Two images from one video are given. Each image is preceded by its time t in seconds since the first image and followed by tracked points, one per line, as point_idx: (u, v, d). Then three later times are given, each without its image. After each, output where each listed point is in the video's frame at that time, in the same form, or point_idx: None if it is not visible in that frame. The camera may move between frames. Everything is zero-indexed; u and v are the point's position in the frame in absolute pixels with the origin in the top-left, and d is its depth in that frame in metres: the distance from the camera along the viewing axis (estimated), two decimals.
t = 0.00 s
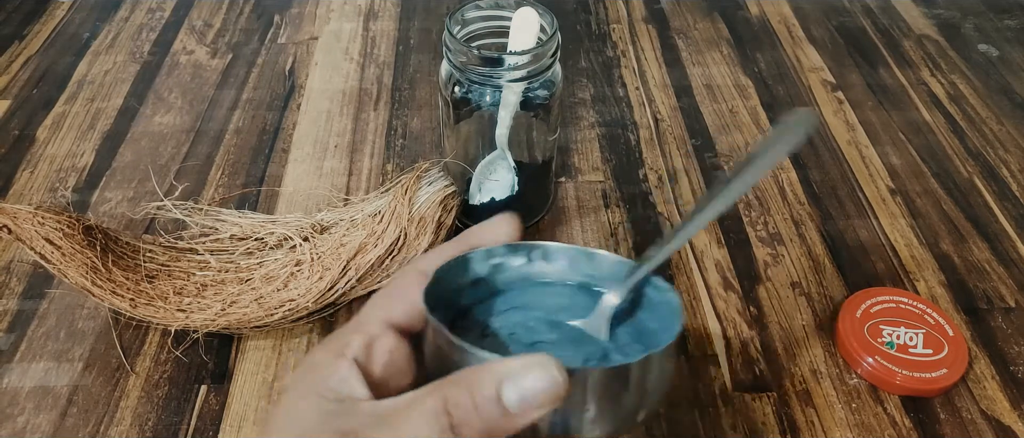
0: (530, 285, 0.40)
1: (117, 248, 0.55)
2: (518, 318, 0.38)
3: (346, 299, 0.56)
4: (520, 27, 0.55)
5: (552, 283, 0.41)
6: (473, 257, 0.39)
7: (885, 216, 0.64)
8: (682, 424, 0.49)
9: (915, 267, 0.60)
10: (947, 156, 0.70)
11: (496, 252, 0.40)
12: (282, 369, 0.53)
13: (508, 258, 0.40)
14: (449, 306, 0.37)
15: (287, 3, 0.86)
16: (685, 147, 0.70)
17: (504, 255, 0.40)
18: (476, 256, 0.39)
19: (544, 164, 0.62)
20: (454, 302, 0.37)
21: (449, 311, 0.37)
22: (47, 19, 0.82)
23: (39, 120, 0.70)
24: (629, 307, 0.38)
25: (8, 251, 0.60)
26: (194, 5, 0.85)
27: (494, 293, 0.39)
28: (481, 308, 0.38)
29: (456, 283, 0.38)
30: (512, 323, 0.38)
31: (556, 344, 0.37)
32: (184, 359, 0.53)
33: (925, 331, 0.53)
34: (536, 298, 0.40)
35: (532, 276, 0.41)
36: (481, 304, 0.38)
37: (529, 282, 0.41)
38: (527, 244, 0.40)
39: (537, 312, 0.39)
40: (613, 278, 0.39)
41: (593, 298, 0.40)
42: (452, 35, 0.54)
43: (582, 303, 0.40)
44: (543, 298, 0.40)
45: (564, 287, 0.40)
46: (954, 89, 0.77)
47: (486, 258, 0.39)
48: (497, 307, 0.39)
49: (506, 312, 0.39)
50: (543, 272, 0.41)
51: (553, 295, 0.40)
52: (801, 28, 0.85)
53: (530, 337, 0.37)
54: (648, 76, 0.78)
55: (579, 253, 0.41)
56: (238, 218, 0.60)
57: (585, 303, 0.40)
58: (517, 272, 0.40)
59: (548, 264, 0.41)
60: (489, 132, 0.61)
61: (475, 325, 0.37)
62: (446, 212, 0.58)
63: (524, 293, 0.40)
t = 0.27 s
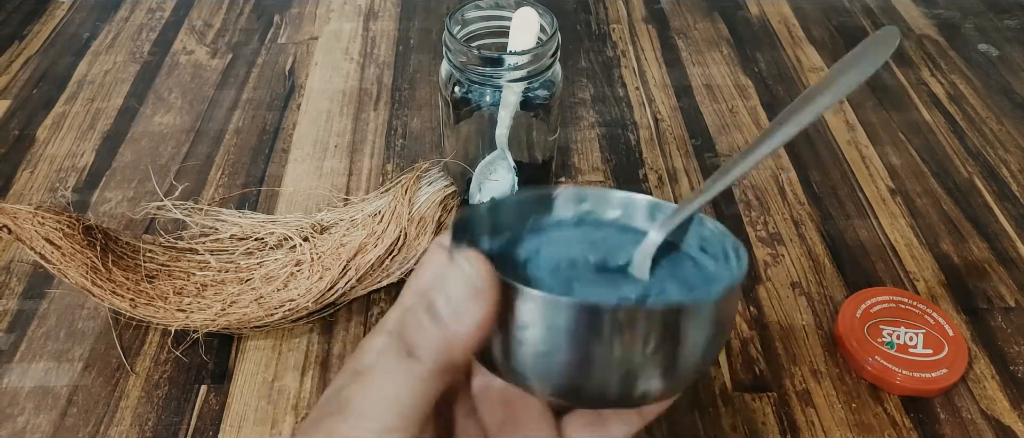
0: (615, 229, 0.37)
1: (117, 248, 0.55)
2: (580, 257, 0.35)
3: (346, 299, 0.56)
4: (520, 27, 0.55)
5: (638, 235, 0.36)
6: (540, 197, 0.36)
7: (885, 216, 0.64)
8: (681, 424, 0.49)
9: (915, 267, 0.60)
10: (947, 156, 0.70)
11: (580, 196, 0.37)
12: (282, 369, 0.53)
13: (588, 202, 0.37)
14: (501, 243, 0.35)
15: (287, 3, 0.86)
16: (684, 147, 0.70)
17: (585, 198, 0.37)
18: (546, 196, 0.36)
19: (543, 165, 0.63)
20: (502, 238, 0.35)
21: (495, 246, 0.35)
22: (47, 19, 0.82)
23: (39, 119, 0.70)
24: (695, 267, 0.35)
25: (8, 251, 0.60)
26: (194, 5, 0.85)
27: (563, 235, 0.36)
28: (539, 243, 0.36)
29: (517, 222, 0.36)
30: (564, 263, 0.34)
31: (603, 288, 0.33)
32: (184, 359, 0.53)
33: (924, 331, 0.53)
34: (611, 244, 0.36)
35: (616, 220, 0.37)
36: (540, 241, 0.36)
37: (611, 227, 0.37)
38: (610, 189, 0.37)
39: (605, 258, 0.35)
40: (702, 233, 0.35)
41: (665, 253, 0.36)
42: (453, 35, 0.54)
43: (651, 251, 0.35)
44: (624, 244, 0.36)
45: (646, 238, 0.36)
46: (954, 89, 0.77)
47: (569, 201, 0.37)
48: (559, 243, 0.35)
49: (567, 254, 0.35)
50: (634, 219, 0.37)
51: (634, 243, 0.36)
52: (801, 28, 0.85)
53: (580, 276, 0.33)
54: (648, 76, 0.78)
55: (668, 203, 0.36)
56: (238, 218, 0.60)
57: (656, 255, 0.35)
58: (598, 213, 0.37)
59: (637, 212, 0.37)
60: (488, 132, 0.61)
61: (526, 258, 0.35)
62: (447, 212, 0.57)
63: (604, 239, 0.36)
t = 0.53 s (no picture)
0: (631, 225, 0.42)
1: (113, 248, 0.54)
2: (575, 240, 0.40)
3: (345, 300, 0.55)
4: (520, 25, 0.54)
5: (650, 246, 0.41)
6: (599, 160, 0.41)
7: (887, 216, 0.63)
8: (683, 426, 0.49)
9: (918, 268, 0.59)
10: (950, 155, 0.69)
11: (636, 179, 0.42)
12: (280, 370, 0.52)
13: (637, 188, 0.42)
14: (528, 177, 0.42)
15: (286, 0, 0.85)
16: (686, 146, 0.69)
17: (638, 186, 0.42)
18: (602, 161, 0.41)
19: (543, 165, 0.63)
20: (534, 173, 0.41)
21: (520, 177, 0.41)
22: (43, 17, 0.82)
23: (35, 119, 0.70)
24: (675, 329, 0.37)
25: (3, 251, 0.59)
26: (191, 3, 0.85)
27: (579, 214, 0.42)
28: (552, 204, 0.42)
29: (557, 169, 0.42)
30: (555, 239, 0.40)
31: (564, 279, 0.38)
32: (181, 360, 0.53)
33: (927, 332, 0.52)
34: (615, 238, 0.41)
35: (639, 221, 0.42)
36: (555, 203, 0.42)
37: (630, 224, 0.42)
38: (664, 192, 0.41)
39: (599, 245, 0.40)
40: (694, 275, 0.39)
41: (658, 266, 0.40)
42: (452, 33, 0.54)
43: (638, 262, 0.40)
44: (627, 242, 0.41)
45: (653, 251, 0.41)
46: (958, 88, 0.76)
47: (624, 179, 0.42)
48: (565, 217, 0.41)
49: (568, 235, 0.40)
50: (658, 231, 0.42)
51: (640, 247, 0.41)
52: (803, 26, 0.84)
53: (558, 260, 0.39)
54: (649, 74, 0.77)
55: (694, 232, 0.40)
56: (236, 218, 0.59)
57: (649, 263, 0.40)
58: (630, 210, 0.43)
59: (665, 229, 0.41)
60: (488, 130, 0.59)
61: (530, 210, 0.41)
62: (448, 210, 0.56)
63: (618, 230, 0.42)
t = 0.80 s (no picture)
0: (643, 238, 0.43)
1: (114, 248, 0.55)
2: (576, 253, 0.43)
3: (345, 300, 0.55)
4: (520, 25, 0.54)
5: (657, 258, 0.41)
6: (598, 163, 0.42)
7: (888, 216, 0.63)
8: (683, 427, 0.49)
9: (919, 268, 0.59)
10: (951, 156, 0.69)
11: (638, 183, 0.41)
12: (279, 370, 0.52)
13: (642, 193, 0.41)
14: (539, 192, 0.45)
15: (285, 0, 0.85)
16: (686, 146, 0.69)
17: (641, 190, 0.41)
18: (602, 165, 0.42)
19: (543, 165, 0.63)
20: (543, 186, 0.44)
21: (530, 191, 0.45)
22: (43, 17, 0.82)
23: (35, 118, 0.70)
24: (655, 333, 0.35)
25: (3, 251, 0.59)
26: (191, 2, 0.85)
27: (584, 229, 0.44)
28: (564, 220, 0.45)
29: (568, 181, 0.44)
30: (556, 251, 0.43)
31: (551, 288, 0.41)
32: (181, 360, 0.52)
33: (928, 332, 0.53)
34: (619, 253, 0.43)
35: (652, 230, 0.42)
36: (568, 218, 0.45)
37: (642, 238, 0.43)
38: (665, 195, 0.40)
39: (598, 259, 0.43)
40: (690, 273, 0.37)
41: (658, 276, 0.40)
42: (452, 33, 0.54)
43: (640, 275, 0.41)
44: (632, 256, 0.42)
45: (658, 265, 0.41)
46: (958, 88, 0.76)
47: (630, 186, 0.42)
48: (573, 233, 0.44)
49: (570, 248, 0.44)
50: (666, 237, 0.40)
51: (646, 260, 0.42)
52: (804, 26, 0.84)
53: (550, 271, 0.42)
54: (649, 74, 0.77)
55: (689, 229, 0.38)
56: (235, 218, 0.60)
57: (650, 274, 0.41)
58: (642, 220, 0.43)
59: (671, 231, 0.40)
60: (489, 130, 0.59)
61: (539, 225, 0.45)
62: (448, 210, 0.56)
63: (624, 244, 0.43)
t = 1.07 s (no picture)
0: (638, 224, 0.42)
1: (113, 248, 0.55)
2: (566, 240, 0.42)
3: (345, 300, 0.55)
4: (520, 25, 0.54)
5: (651, 243, 0.41)
6: (588, 147, 0.42)
7: (888, 217, 0.63)
8: (683, 427, 0.49)
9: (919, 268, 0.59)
10: (951, 156, 0.69)
11: (629, 165, 0.41)
12: (279, 371, 0.52)
13: (634, 175, 0.41)
14: (533, 180, 0.45)
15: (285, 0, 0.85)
16: (686, 146, 0.69)
17: (633, 172, 0.41)
18: (592, 148, 0.42)
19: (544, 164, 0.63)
20: (537, 174, 0.45)
21: (524, 180, 0.45)
22: (43, 17, 0.82)
23: (35, 118, 0.70)
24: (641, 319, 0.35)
25: (3, 251, 0.59)
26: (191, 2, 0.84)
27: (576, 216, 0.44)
28: (557, 208, 0.45)
29: (561, 167, 0.44)
30: (546, 238, 0.43)
31: (538, 275, 0.40)
32: (181, 360, 0.52)
33: (928, 332, 0.53)
34: (611, 239, 0.42)
35: (649, 214, 0.42)
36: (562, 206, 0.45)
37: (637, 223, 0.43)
38: (656, 174, 0.39)
39: (588, 246, 0.42)
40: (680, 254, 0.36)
41: (650, 262, 0.40)
42: (452, 33, 0.54)
43: (632, 260, 0.40)
44: (625, 241, 0.42)
45: (651, 250, 0.40)
46: (958, 88, 0.76)
47: (622, 169, 0.42)
48: (564, 220, 0.44)
49: (560, 235, 0.43)
50: (661, 219, 0.40)
51: (640, 246, 0.41)
52: (804, 26, 0.84)
53: (538, 258, 0.41)
54: (649, 74, 0.77)
55: (682, 208, 0.37)
56: (235, 219, 0.60)
57: (642, 260, 0.40)
58: (638, 205, 0.43)
59: (665, 211, 0.40)
60: (489, 130, 0.59)
61: (531, 213, 0.44)
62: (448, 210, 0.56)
63: (617, 229, 0.43)
